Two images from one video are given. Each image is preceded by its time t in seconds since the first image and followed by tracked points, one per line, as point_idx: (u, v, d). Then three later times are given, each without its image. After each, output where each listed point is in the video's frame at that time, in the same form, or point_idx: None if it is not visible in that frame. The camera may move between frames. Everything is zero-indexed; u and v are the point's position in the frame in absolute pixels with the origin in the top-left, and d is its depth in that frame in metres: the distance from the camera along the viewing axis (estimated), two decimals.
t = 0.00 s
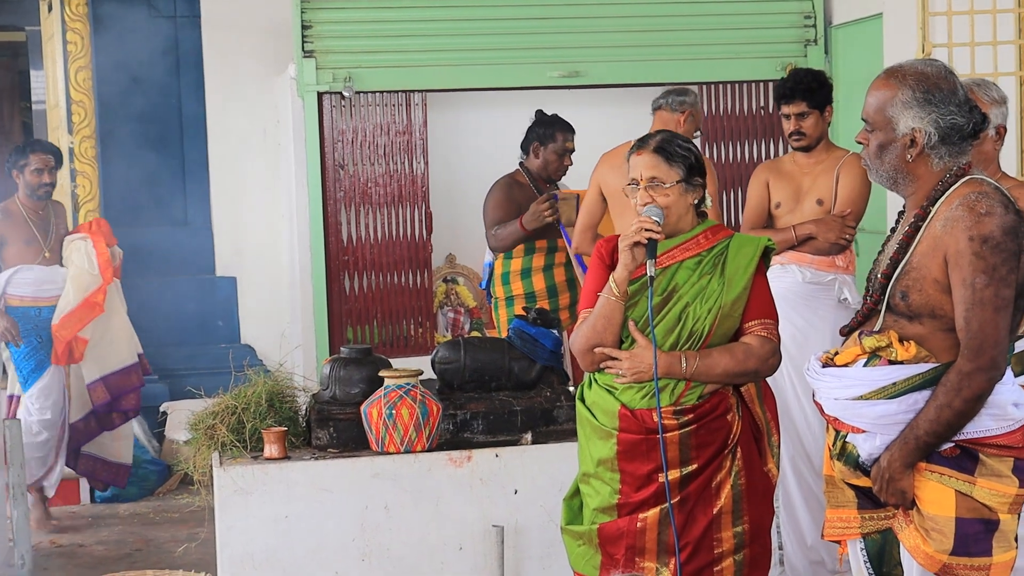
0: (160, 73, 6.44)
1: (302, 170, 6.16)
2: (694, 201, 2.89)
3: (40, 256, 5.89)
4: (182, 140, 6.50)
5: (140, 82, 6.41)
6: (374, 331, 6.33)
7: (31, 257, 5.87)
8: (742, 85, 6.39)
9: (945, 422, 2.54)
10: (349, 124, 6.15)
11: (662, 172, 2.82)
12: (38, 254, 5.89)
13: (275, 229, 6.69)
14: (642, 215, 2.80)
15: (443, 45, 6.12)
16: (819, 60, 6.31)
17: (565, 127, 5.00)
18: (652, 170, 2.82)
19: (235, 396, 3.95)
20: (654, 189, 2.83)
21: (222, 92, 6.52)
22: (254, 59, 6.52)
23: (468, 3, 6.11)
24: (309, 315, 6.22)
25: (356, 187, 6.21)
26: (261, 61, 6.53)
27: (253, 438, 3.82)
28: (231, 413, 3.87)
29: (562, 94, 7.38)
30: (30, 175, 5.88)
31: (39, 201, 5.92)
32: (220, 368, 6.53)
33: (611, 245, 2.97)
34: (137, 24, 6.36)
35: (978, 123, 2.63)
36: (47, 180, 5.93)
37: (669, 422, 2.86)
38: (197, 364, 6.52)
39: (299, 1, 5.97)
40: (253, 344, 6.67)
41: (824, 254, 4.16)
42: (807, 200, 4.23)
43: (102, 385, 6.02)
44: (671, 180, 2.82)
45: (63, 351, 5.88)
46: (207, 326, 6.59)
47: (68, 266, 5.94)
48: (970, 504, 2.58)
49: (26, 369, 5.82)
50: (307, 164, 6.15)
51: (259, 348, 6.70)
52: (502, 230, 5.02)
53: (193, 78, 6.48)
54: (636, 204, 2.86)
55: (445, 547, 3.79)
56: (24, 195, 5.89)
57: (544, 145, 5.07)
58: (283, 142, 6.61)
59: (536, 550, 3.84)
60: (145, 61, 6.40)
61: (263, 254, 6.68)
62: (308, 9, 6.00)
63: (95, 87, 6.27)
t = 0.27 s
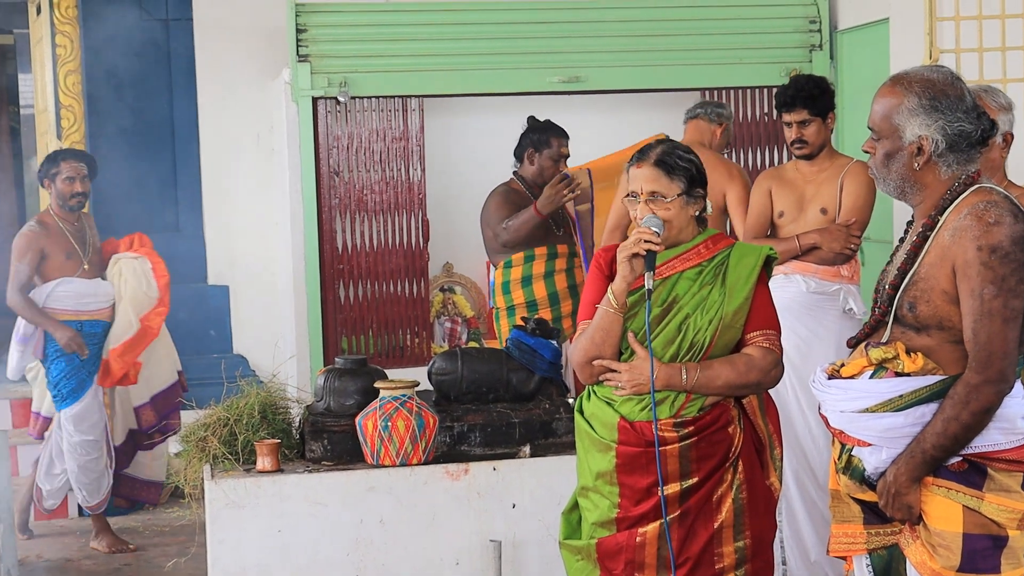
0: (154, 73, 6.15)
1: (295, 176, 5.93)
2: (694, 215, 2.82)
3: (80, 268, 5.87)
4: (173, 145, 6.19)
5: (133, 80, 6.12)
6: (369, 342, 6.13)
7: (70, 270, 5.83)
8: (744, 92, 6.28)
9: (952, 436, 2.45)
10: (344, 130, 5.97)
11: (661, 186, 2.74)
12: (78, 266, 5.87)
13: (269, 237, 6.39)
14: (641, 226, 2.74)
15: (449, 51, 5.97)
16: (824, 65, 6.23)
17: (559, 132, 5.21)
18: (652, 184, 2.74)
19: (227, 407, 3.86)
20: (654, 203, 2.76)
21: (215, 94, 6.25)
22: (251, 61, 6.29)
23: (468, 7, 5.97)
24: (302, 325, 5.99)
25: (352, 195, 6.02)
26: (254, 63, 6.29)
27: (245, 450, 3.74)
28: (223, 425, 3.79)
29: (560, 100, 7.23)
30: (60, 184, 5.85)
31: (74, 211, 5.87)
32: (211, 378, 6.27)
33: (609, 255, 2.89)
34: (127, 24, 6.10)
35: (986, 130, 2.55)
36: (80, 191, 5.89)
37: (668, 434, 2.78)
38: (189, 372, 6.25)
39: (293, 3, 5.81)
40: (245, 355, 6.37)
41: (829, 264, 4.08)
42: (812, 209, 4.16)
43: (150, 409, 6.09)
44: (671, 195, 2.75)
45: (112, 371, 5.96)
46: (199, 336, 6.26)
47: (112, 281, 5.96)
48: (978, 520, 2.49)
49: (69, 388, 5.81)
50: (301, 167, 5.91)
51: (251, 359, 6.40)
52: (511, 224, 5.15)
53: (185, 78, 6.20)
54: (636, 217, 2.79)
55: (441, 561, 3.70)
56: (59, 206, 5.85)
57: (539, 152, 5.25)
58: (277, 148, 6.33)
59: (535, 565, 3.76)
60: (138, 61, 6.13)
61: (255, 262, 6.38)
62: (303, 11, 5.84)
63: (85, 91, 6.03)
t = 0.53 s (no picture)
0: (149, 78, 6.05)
1: (290, 186, 5.88)
2: (694, 224, 2.76)
3: (120, 270, 5.92)
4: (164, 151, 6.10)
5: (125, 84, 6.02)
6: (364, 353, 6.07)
7: (111, 272, 5.89)
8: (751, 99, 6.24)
9: (955, 450, 2.39)
10: (339, 138, 5.92)
11: (660, 197, 2.68)
12: (118, 268, 5.92)
13: (261, 245, 6.34)
14: (638, 236, 2.69)
15: (443, 58, 5.91)
16: (826, 73, 6.17)
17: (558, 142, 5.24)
18: (650, 196, 2.69)
19: (219, 420, 3.81)
20: (653, 215, 2.70)
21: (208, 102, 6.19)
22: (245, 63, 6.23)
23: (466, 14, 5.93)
24: (295, 336, 5.91)
25: (346, 204, 5.97)
26: (248, 70, 6.23)
27: (237, 464, 3.68)
28: (215, 438, 3.73)
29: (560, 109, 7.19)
30: (90, 186, 5.91)
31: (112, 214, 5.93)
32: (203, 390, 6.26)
33: (606, 267, 2.84)
34: (118, 28, 6.01)
35: (993, 138, 2.49)
36: (110, 194, 5.93)
37: (666, 448, 2.71)
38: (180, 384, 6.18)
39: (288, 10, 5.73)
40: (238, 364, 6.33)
41: (832, 276, 4.00)
42: (814, 218, 4.10)
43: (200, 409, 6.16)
44: (669, 206, 2.69)
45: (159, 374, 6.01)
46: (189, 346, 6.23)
47: (147, 282, 5.99)
48: (981, 535, 2.42)
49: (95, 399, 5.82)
50: (295, 175, 5.87)
51: (243, 367, 6.35)
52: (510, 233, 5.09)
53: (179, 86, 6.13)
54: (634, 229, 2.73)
55: None
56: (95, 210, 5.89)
57: (539, 161, 5.25)
58: (270, 156, 6.30)
59: None
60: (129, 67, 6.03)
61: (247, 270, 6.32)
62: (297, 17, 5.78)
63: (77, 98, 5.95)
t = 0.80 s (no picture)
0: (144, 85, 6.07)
1: (288, 194, 5.90)
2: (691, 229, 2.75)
3: (176, 282, 5.87)
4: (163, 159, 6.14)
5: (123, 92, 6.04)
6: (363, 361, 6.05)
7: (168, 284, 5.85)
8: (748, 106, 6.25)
9: (955, 457, 2.39)
10: (337, 145, 5.91)
11: (657, 203, 2.68)
12: (174, 279, 5.87)
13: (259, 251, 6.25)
14: (635, 244, 2.68)
15: (441, 64, 5.91)
16: (826, 80, 6.18)
17: (564, 152, 5.31)
18: (648, 202, 2.69)
19: (218, 427, 3.79)
20: (650, 220, 2.70)
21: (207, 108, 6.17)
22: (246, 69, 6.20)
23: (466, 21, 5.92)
24: (293, 342, 5.93)
25: (345, 211, 5.97)
26: (246, 76, 6.20)
27: (235, 471, 3.66)
28: (213, 446, 3.72)
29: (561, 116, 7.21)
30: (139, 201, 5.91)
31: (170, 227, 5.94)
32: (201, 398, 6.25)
33: (603, 274, 2.83)
34: (117, 36, 6.05)
35: (993, 146, 2.48)
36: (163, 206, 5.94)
37: (663, 457, 2.71)
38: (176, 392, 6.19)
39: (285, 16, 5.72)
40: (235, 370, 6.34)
41: (832, 283, 4.01)
42: (815, 226, 4.09)
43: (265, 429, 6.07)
44: (666, 211, 2.69)
45: (219, 389, 5.99)
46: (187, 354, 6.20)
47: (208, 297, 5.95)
48: (981, 543, 2.42)
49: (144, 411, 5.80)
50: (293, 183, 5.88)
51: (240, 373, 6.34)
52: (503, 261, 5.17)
53: (176, 92, 6.13)
54: (629, 234, 2.74)
55: None
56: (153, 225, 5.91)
57: (544, 170, 5.30)
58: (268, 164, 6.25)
59: None
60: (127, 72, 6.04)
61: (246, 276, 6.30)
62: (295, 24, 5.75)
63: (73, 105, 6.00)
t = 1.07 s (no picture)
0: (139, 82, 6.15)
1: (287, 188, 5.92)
2: (688, 221, 2.74)
3: (236, 268, 5.26)
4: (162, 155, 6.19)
5: (123, 95, 6.13)
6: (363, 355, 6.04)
7: (227, 271, 5.24)
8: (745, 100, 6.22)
9: (956, 451, 2.37)
10: (337, 139, 5.89)
11: (655, 186, 2.69)
12: (234, 266, 5.26)
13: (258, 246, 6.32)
14: (633, 239, 2.67)
15: (440, 57, 5.90)
16: (827, 73, 6.15)
17: (583, 155, 4.87)
18: (645, 183, 2.70)
19: (217, 422, 3.80)
20: (647, 203, 2.70)
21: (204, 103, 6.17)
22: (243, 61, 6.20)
23: (467, 14, 5.91)
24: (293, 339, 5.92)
25: (344, 205, 5.95)
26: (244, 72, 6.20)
27: (235, 466, 3.66)
28: (213, 441, 3.72)
29: (562, 109, 7.20)
30: (214, 183, 5.21)
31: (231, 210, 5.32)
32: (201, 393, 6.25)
33: (601, 269, 2.81)
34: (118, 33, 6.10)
35: (997, 140, 2.46)
36: (235, 189, 5.24)
37: (661, 454, 2.69)
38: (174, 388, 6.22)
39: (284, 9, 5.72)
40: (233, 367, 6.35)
41: (834, 278, 3.98)
42: (818, 220, 4.07)
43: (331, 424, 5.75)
44: (665, 195, 2.69)
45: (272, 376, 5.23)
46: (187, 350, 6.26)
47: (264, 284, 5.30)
48: (982, 538, 2.41)
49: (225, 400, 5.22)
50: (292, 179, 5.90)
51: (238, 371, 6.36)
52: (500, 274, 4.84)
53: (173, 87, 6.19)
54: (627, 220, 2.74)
55: None
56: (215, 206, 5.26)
57: (557, 170, 4.92)
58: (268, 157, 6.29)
59: None
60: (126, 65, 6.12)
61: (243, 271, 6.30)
62: (295, 18, 5.76)
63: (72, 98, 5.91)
